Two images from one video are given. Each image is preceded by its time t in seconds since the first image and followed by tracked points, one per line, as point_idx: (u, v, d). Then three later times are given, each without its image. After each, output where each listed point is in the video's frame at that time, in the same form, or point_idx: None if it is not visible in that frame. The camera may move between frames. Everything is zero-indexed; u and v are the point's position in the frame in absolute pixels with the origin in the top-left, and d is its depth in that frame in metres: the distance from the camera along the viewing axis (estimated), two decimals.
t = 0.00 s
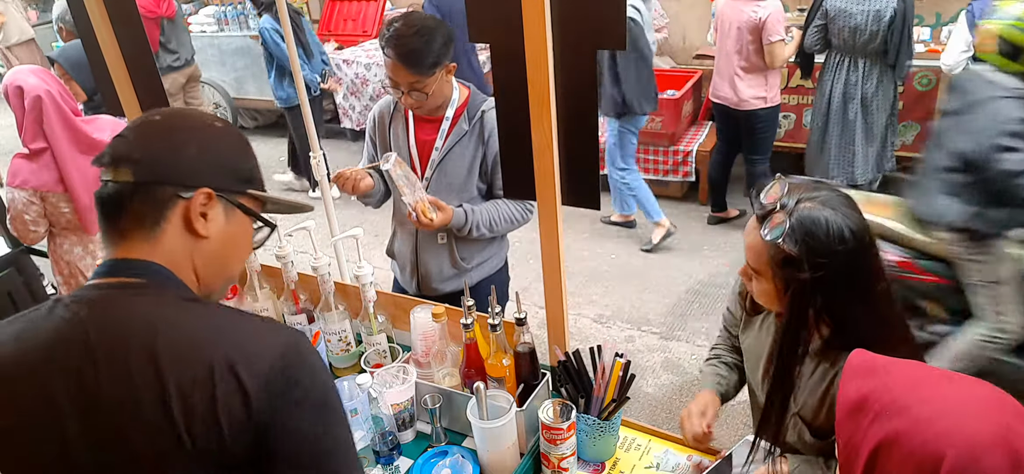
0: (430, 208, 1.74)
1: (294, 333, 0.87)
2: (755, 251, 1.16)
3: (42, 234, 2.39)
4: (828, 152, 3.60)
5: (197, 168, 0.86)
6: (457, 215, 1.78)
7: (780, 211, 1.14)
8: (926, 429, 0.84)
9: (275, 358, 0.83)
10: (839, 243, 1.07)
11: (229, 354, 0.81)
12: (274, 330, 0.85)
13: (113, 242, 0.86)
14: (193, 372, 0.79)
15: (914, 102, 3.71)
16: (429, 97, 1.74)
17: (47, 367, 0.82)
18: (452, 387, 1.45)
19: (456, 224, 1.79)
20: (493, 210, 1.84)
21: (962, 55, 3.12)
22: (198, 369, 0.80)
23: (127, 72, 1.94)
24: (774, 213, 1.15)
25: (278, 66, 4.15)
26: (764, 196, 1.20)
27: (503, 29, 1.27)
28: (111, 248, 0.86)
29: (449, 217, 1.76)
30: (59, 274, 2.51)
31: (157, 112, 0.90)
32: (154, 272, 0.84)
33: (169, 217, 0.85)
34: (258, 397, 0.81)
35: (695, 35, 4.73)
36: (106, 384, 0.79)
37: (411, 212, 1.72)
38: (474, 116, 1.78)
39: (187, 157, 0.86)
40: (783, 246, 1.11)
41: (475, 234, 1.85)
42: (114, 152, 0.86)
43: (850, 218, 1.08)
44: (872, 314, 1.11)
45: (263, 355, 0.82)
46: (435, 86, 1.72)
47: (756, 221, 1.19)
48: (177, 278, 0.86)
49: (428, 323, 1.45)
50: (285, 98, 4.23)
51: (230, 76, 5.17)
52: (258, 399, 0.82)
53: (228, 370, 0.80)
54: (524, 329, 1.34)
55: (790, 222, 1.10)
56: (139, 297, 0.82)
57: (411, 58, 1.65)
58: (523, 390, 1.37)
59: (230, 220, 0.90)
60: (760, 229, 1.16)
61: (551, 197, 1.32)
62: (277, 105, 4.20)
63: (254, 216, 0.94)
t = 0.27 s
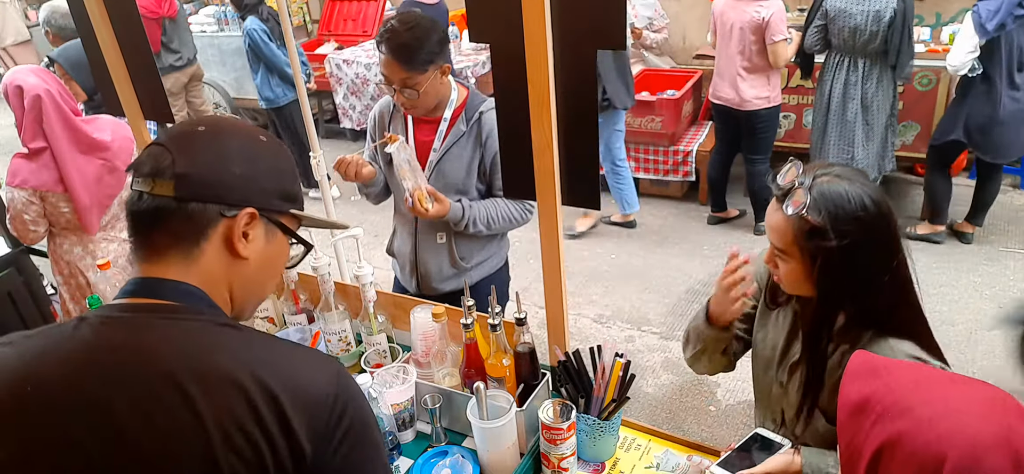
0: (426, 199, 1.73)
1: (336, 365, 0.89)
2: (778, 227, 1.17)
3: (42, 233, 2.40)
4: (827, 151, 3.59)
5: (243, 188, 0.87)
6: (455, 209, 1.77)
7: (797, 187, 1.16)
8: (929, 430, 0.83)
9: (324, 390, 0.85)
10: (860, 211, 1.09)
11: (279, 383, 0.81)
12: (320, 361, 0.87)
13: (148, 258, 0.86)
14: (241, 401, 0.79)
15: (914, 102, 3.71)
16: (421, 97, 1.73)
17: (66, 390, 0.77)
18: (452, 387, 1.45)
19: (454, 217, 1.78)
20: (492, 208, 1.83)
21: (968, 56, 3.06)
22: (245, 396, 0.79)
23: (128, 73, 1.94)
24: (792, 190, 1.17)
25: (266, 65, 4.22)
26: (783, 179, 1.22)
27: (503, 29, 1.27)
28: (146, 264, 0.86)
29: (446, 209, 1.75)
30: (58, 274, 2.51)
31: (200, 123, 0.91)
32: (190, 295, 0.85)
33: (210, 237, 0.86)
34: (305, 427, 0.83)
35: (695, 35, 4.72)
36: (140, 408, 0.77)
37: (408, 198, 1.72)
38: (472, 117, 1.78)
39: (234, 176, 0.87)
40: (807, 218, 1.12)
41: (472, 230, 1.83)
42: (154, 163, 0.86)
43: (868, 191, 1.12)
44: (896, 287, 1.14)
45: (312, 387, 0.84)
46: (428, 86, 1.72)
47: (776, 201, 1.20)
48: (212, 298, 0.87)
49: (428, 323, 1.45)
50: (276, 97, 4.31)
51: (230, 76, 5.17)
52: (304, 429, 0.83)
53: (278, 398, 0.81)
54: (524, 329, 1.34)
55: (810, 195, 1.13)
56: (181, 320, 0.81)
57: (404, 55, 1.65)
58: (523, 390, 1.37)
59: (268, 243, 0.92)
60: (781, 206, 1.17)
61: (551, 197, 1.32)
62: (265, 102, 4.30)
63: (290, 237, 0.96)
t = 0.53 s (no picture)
0: (421, 188, 1.74)
1: (351, 382, 0.88)
2: (801, 212, 1.16)
3: (42, 233, 2.40)
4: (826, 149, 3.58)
5: (256, 195, 0.87)
6: (449, 202, 1.77)
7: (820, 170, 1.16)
8: (933, 432, 0.84)
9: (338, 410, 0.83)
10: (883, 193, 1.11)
11: (291, 403, 0.80)
12: (334, 379, 0.86)
13: (160, 269, 0.85)
14: (253, 418, 0.78)
15: (914, 102, 3.70)
16: (409, 101, 1.72)
17: (74, 404, 0.77)
18: (452, 387, 1.44)
19: (449, 210, 1.78)
20: (486, 206, 1.83)
21: (962, 54, 3.12)
22: (256, 417, 0.78)
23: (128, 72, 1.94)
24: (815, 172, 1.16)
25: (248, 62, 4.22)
26: (803, 165, 1.20)
27: (503, 29, 1.27)
28: (159, 275, 0.85)
29: (441, 201, 1.76)
30: (58, 274, 2.51)
31: (214, 128, 0.91)
32: (201, 308, 0.84)
33: (223, 247, 0.85)
34: (317, 450, 0.81)
35: (695, 35, 4.72)
36: (150, 425, 0.77)
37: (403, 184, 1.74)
38: (465, 123, 1.78)
39: (247, 182, 0.87)
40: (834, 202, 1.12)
41: (466, 226, 1.83)
42: (166, 171, 0.86)
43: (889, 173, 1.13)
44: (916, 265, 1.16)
45: (325, 403, 0.82)
46: (416, 92, 1.71)
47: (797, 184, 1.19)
48: (224, 310, 0.87)
49: (428, 323, 1.46)
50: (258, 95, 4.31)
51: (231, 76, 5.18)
52: (316, 450, 0.81)
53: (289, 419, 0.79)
54: (524, 329, 1.34)
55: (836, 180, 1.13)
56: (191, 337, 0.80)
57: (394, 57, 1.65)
58: (523, 390, 1.37)
59: (284, 251, 0.91)
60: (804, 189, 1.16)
61: (551, 196, 1.31)
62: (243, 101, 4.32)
63: (308, 245, 0.96)
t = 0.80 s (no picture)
0: (415, 191, 1.77)
1: (355, 397, 0.85)
2: (826, 183, 1.15)
3: (42, 233, 2.40)
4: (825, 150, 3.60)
5: (269, 203, 0.86)
6: (445, 205, 1.79)
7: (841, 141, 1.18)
8: (936, 433, 0.84)
9: (336, 430, 0.81)
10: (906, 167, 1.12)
11: (286, 422, 0.78)
12: (336, 394, 0.83)
13: (167, 277, 0.85)
14: (252, 432, 0.77)
15: (914, 102, 3.70)
16: (401, 105, 1.72)
17: (74, 413, 0.78)
18: (452, 387, 1.45)
19: (444, 210, 1.79)
20: (481, 209, 1.82)
21: (950, 50, 3.28)
22: (252, 434, 0.77)
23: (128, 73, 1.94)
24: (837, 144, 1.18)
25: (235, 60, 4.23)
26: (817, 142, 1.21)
27: (503, 28, 1.26)
28: (165, 284, 0.84)
29: (436, 203, 1.78)
30: (58, 275, 2.51)
31: (226, 134, 0.90)
32: (207, 319, 0.83)
33: (231, 256, 0.84)
34: (316, 465, 0.79)
35: (695, 35, 4.72)
36: (147, 437, 0.77)
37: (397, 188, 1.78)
38: (458, 127, 1.77)
39: (259, 191, 0.85)
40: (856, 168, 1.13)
41: (462, 228, 1.84)
42: (175, 177, 0.85)
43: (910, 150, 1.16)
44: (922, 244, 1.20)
45: (324, 418, 0.80)
46: (405, 98, 1.71)
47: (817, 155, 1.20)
48: (230, 321, 0.86)
49: (428, 323, 1.46)
50: (244, 95, 4.28)
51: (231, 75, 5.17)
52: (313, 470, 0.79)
53: (284, 439, 0.78)
54: (524, 329, 1.34)
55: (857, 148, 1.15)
56: (190, 349, 0.79)
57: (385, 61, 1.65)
58: (523, 390, 1.37)
59: (293, 260, 0.91)
60: (826, 159, 1.18)
61: (551, 196, 1.31)
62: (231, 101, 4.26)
63: (317, 253, 0.95)
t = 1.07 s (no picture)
0: (414, 196, 1.76)
1: (351, 400, 0.86)
2: (844, 162, 1.18)
3: (42, 233, 2.40)
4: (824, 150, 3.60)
5: (268, 206, 0.85)
6: (445, 209, 1.79)
7: (846, 118, 1.22)
8: (936, 434, 0.84)
9: (334, 435, 0.81)
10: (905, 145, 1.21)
11: (285, 426, 0.79)
12: (332, 398, 0.84)
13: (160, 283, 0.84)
14: (249, 439, 0.78)
15: (914, 102, 3.70)
16: (395, 103, 1.71)
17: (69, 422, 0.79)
18: (452, 387, 1.45)
19: (443, 214, 1.79)
20: (481, 210, 1.83)
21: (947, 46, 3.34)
22: (249, 440, 0.78)
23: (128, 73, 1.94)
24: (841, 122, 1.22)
25: (216, 64, 4.19)
26: (822, 119, 1.24)
27: (503, 28, 1.26)
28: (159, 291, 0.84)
29: (435, 208, 1.77)
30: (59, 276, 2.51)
31: (219, 135, 0.88)
32: (208, 326, 0.83)
33: (230, 261, 0.84)
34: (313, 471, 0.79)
35: (695, 35, 4.72)
36: (144, 444, 0.77)
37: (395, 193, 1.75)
38: (459, 126, 1.77)
39: (259, 194, 0.85)
40: (871, 146, 1.19)
41: (462, 231, 1.84)
42: (167, 181, 0.83)
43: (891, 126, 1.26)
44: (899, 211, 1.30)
45: (321, 424, 0.81)
46: (399, 96, 1.70)
47: (822, 133, 1.22)
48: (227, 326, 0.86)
49: (428, 323, 1.45)
50: (226, 99, 4.26)
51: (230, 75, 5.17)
52: None
53: (282, 444, 0.78)
54: (524, 329, 1.34)
55: (866, 126, 1.19)
56: (187, 355, 0.80)
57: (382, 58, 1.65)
58: (523, 390, 1.37)
59: (290, 261, 0.91)
60: (839, 136, 1.20)
61: (551, 196, 1.31)
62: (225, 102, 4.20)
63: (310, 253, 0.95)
